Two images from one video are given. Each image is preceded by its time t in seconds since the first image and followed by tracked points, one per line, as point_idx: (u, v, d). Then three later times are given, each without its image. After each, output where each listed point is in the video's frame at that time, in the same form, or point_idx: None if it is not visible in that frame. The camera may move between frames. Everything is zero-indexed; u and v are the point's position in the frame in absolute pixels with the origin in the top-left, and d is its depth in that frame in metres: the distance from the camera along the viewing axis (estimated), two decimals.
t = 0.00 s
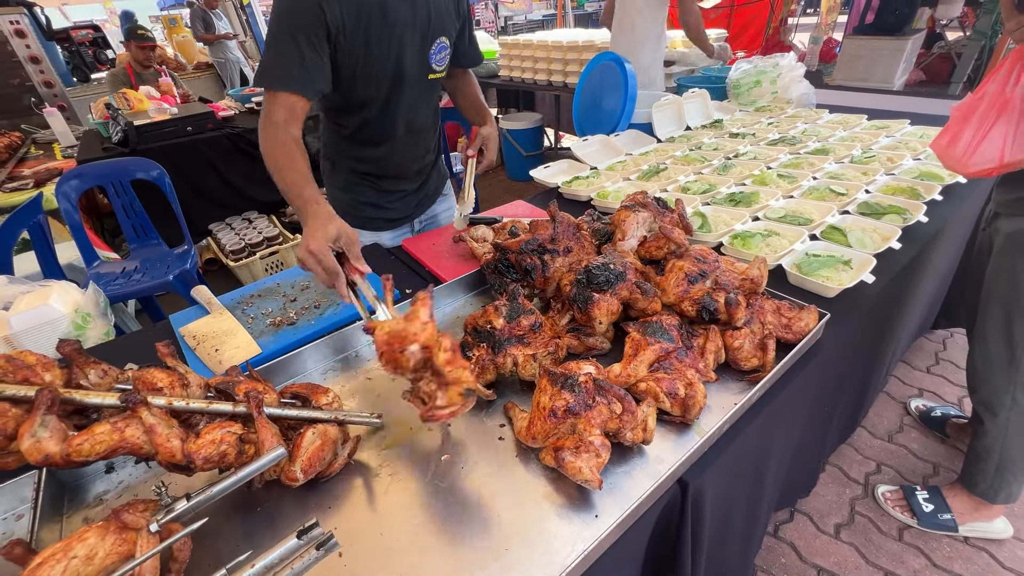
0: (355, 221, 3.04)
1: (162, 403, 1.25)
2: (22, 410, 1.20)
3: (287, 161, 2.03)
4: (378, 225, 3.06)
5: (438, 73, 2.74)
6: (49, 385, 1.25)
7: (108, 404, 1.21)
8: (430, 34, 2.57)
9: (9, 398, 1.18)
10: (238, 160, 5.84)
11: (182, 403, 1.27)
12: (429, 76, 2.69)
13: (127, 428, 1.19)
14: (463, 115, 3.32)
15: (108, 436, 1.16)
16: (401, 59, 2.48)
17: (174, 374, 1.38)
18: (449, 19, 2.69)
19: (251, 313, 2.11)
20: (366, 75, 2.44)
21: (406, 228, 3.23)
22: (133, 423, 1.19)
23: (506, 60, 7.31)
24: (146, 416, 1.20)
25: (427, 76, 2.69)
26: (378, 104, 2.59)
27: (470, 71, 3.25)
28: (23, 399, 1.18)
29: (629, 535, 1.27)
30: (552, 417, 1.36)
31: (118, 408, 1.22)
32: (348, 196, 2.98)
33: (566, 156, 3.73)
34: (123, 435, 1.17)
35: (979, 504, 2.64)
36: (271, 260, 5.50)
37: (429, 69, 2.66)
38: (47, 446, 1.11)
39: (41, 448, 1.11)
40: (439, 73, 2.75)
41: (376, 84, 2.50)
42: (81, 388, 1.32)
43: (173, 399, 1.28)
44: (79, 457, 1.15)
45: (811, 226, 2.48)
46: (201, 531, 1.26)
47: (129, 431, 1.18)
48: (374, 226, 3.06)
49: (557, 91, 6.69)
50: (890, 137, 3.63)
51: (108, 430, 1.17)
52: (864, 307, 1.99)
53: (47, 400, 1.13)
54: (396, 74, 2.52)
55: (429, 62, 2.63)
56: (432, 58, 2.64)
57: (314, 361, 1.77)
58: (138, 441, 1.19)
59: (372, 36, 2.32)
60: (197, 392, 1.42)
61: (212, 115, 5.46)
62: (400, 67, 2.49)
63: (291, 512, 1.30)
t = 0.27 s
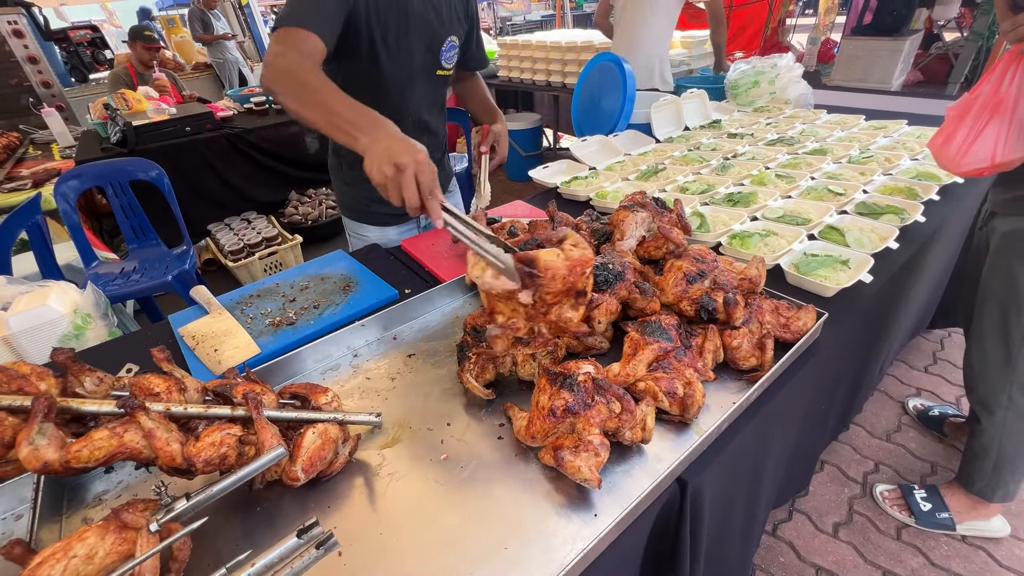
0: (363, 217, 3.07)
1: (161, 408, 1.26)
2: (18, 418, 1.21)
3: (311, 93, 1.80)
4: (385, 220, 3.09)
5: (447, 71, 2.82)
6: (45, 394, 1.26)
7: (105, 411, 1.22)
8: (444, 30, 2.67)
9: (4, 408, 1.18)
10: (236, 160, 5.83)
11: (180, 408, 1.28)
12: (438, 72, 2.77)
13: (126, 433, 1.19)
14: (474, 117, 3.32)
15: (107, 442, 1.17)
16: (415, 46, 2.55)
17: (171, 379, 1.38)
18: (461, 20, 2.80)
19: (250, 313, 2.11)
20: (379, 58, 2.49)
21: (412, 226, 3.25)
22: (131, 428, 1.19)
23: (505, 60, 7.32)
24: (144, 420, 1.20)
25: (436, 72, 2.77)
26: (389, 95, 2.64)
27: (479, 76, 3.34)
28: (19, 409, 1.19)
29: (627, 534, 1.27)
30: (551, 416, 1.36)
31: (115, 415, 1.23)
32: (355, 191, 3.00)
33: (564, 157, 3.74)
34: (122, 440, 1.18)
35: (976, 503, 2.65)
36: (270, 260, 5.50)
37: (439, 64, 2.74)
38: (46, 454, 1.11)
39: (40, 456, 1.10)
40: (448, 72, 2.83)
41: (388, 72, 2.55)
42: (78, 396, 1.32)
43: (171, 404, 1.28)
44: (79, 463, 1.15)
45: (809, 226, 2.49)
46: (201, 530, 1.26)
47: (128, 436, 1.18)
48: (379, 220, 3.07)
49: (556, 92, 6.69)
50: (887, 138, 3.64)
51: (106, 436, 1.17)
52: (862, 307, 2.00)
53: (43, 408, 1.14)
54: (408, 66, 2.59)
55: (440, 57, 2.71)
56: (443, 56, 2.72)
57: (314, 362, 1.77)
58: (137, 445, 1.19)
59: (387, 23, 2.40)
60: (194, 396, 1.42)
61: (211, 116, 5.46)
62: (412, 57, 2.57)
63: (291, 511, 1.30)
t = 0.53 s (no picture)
0: (369, 215, 3.06)
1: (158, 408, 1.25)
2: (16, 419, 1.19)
3: (398, 56, 1.70)
4: (391, 218, 3.08)
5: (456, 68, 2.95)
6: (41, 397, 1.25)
7: (103, 412, 1.21)
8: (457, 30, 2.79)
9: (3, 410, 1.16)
10: (235, 161, 5.84)
11: (178, 408, 1.27)
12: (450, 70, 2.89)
13: (125, 433, 1.19)
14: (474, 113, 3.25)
15: (105, 441, 1.17)
16: (436, 46, 2.65)
17: (169, 381, 1.39)
18: (468, 20, 2.93)
19: (248, 313, 2.11)
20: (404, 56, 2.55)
21: (417, 222, 3.27)
22: (130, 428, 1.20)
23: (504, 60, 7.32)
24: (143, 420, 1.20)
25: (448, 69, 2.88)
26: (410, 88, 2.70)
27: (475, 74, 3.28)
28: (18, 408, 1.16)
29: (625, 532, 1.28)
30: (549, 415, 1.37)
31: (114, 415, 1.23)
32: (362, 188, 2.98)
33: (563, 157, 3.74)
34: (121, 440, 1.18)
35: (973, 501, 2.65)
36: (269, 260, 5.51)
37: (452, 63, 2.86)
38: (44, 453, 1.10)
39: (38, 456, 1.10)
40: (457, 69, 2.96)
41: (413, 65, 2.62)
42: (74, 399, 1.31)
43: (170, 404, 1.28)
44: (77, 463, 1.14)
45: (806, 225, 2.50)
46: (199, 530, 1.26)
47: (127, 436, 1.18)
48: (385, 218, 3.07)
49: (555, 92, 6.69)
50: (885, 137, 3.65)
51: (105, 436, 1.17)
52: (859, 307, 2.00)
53: (41, 408, 1.14)
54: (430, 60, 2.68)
55: (453, 57, 2.84)
56: (455, 53, 2.85)
57: (312, 362, 1.77)
58: (136, 445, 1.19)
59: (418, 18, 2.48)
60: (192, 397, 1.42)
61: (209, 116, 5.46)
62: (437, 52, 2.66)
63: (289, 511, 1.30)
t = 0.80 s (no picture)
0: (374, 212, 3.05)
1: (156, 404, 1.25)
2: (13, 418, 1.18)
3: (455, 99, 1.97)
4: (396, 215, 3.08)
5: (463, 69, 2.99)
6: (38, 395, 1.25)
7: (100, 409, 1.20)
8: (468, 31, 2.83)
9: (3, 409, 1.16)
10: (233, 162, 5.83)
11: (175, 404, 1.27)
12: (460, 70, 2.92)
13: (121, 429, 1.18)
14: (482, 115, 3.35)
15: (102, 438, 1.16)
16: (449, 46, 2.68)
17: (164, 378, 1.39)
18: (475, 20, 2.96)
19: (247, 313, 2.11)
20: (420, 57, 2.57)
21: (422, 220, 3.27)
22: (127, 425, 1.19)
23: (503, 61, 7.32)
24: (140, 416, 1.19)
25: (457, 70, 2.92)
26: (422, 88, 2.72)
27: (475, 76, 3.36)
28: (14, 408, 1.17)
29: (624, 532, 1.27)
30: (548, 416, 1.37)
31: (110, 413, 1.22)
32: (368, 186, 2.97)
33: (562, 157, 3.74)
34: (118, 436, 1.17)
35: (972, 501, 2.65)
36: (268, 261, 5.50)
37: (461, 63, 2.89)
38: (41, 451, 1.10)
39: (35, 453, 1.09)
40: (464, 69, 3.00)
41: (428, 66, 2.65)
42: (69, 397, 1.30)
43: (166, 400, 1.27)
44: (75, 460, 1.14)
45: (805, 225, 2.50)
46: (196, 530, 1.25)
47: (124, 433, 1.18)
48: (390, 215, 3.06)
49: (554, 92, 6.69)
50: (884, 137, 3.65)
51: (102, 433, 1.16)
52: (858, 307, 2.00)
53: (37, 406, 1.13)
54: (446, 61, 2.72)
55: (462, 57, 2.87)
56: (464, 54, 2.88)
57: (311, 362, 1.77)
58: (133, 441, 1.19)
59: (436, 21, 2.51)
60: (188, 394, 1.41)
61: (208, 116, 5.45)
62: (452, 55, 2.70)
63: (287, 511, 1.30)
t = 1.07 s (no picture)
0: (383, 209, 3.05)
1: (157, 409, 1.25)
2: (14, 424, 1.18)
3: (447, 112, 2.00)
4: (404, 212, 3.07)
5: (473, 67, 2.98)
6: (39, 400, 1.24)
7: (101, 414, 1.20)
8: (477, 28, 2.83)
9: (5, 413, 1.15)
10: (233, 162, 5.83)
11: (177, 408, 1.27)
12: (468, 67, 2.92)
13: (122, 435, 1.18)
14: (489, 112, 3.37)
15: (104, 444, 1.16)
16: (457, 44, 2.68)
17: (164, 383, 1.38)
18: (485, 18, 2.97)
19: (246, 313, 2.10)
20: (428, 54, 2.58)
21: (429, 217, 3.25)
22: (128, 430, 1.19)
23: (503, 60, 7.31)
24: (141, 421, 1.19)
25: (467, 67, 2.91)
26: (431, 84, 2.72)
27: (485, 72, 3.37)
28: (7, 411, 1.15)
29: (625, 534, 1.27)
30: (547, 416, 1.37)
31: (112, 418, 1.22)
32: (377, 182, 2.97)
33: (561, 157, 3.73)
34: (119, 443, 1.17)
35: (972, 501, 2.65)
36: (267, 261, 5.50)
37: (470, 60, 2.89)
38: (42, 458, 1.09)
39: (36, 460, 1.08)
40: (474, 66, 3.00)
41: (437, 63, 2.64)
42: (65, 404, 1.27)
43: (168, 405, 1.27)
44: (76, 467, 1.14)
45: (805, 225, 2.50)
46: (195, 532, 1.25)
47: (126, 439, 1.18)
48: (398, 212, 3.06)
49: (554, 92, 6.69)
50: (884, 137, 3.65)
51: (103, 438, 1.16)
52: (858, 307, 2.00)
53: (39, 410, 1.12)
54: (453, 59, 2.72)
55: (471, 55, 2.87)
56: (474, 51, 2.87)
57: (310, 362, 1.76)
58: (135, 447, 1.19)
59: (447, 20, 2.52)
60: (190, 398, 1.41)
61: (207, 116, 5.44)
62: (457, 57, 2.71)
63: (286, 512, 1.29)
